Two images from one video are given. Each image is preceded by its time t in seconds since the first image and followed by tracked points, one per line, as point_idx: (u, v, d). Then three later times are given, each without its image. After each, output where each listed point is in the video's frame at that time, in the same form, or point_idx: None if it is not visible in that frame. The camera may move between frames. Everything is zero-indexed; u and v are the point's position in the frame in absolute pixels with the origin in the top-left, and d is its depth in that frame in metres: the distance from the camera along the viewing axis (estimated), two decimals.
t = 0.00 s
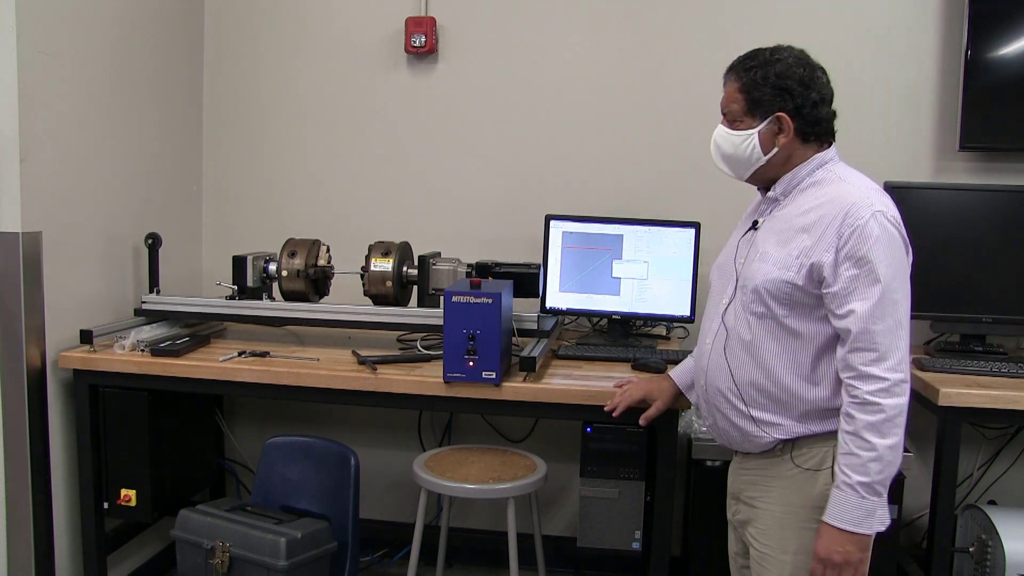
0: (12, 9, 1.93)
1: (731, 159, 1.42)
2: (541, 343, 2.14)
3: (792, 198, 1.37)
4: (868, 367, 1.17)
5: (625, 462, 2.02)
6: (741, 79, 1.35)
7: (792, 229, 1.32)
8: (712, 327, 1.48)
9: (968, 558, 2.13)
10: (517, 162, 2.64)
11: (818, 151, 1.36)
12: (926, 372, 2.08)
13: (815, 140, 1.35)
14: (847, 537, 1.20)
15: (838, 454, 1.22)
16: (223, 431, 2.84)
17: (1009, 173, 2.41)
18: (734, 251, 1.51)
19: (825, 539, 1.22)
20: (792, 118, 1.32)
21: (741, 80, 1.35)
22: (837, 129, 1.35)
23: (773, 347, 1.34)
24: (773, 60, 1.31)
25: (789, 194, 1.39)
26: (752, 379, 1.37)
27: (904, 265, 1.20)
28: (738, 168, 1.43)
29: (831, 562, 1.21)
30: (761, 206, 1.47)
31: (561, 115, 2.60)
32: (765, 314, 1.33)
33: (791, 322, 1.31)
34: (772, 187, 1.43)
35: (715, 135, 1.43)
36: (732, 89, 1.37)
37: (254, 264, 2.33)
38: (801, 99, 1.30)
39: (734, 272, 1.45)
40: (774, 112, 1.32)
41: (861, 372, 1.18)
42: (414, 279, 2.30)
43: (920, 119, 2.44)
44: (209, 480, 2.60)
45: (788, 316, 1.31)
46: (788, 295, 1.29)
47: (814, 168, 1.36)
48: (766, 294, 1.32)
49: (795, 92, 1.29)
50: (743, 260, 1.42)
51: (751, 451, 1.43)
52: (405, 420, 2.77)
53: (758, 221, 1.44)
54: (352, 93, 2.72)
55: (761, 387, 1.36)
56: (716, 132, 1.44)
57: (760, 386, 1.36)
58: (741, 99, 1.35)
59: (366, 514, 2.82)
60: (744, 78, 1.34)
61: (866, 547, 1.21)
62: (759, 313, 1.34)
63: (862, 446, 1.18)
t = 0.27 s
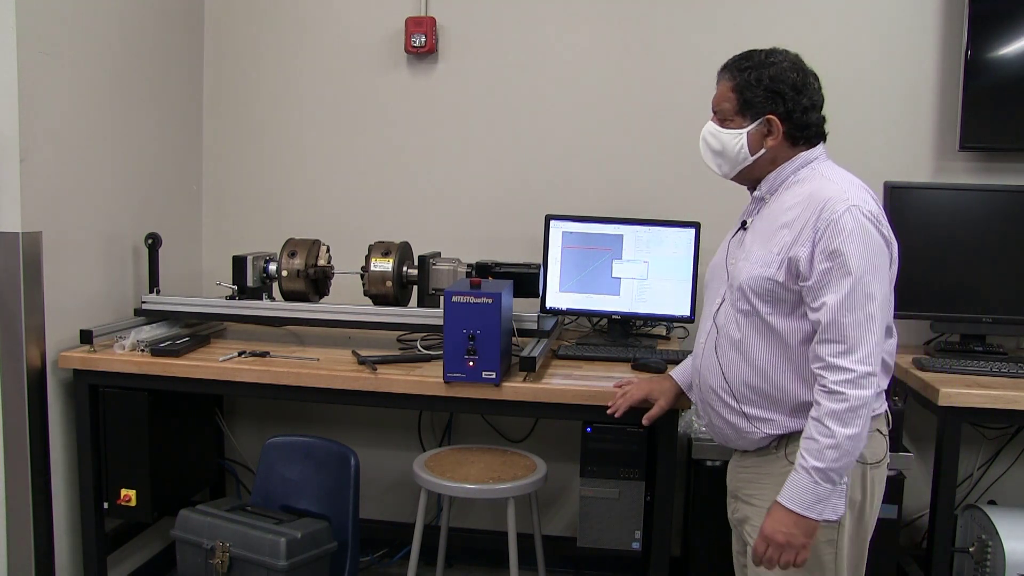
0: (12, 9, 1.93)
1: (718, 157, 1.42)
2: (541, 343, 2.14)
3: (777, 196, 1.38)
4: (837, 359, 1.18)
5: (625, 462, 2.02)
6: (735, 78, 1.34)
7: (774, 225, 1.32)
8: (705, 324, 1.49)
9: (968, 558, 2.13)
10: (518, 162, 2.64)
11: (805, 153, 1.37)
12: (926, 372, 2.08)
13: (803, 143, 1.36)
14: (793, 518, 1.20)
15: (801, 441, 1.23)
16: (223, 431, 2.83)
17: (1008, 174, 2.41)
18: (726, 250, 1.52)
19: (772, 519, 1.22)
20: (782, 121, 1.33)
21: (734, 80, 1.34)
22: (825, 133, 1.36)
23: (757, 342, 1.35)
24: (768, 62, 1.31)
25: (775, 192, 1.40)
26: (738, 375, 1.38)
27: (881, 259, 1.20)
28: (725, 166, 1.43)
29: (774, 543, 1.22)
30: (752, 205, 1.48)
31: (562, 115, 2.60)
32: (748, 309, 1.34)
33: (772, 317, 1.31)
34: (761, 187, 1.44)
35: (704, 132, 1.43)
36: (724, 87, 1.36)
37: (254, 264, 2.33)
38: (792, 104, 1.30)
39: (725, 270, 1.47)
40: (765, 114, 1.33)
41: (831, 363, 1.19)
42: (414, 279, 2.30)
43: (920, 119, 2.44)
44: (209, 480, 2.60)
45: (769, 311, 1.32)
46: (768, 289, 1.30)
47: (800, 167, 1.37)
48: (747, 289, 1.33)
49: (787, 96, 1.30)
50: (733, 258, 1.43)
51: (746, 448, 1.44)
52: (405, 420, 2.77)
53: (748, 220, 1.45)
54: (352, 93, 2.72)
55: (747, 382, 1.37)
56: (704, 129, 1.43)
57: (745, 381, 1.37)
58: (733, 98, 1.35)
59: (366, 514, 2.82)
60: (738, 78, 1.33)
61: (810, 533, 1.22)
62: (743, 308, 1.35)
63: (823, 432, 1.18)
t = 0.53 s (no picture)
0: (12, 9, 1.93)
1: (714, 155, 1.42)
2: (541, 343, 2.14)
3: (769, 194, 1.39)
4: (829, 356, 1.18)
5: (625, 461, 2.02)
6: (735, 77, 1.34)
7: (765, 222, 1.33)
8: (697, 321, 1.50)
9: (968, 558, 2.13)
10: (518, 162, 2.64)
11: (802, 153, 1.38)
12: (926, 372, 2.08)
13: (799, 142, 1.37)
14: (792, 518, 1.20)
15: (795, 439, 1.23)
16: (223, 431, 2.84)
17: (1008, 174, 2.41)
18: (718, 247, 1.52)
19: (772, 519, 1.22)
20: (782, 123, 1.33)
21: (735, 79, 1.33)
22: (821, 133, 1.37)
23: (748, 338, 1.35)
24: (770, 62, 1.30)
25: (767, 189, 1.40)
26: (730, 371, 1.38)
27: (871, 256, 1.20)
28: (720, 164, 1.43)
29: (774, 543, 1.22)
30: (744, 202, 1.49)
31: (562, 115, 2.60)
32: (740, 306, 1.35)
33: (763, 314, 1.32)
34: (753, 184, 1.44)
35: (701, 129, 1.42)
36: (724, 85, 1.35)
37: (254, 264, 2.33)
38: (793, 106, 1.31)
39: (717, 267, 1.47)
40: (765, 115, 1.33)
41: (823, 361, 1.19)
42: (414, 279, 2.30)
43: (920, 119, 2.44)
44: (209, 480, 2.60)
45: (760, 307, 1.32)
46: (759, 287, 1.30)
47: (792, 164, 1.37)
48: (737, 286, 1.34)
49: (787, 97, 1.30)
50: (725, 255, 1.44)
51: (739, 443, 1.44)
52: (406, 420, 2.77)
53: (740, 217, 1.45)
54: (352, 93, 2.72)
55: (739, 378, 1.37)
56: (701, 126, 1.42)
57: (738, 378, 1.38)
58: (733, 96, 1.34)
59: (366, 514, 2.82)
60: (740, 78, 1.33)
61: (811, 532, 1.22)
62: (734, 306, 1.36)
63: (816, 430, 1.18)
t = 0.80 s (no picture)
0: (12, 9, 1.93)
1: (717, 157, 1.42)
2: (541, 343, 2.14)
3: (772, 196, 1.39)
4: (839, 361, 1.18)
5: (625, 462, 2.02)
6: (736, 79, 1.34)
7: (770, 225, 1.33)
8: (697, 321, 1.49)
9: (968, 557, 2.13)
10: (518, 162, 2.64)
11: (803, 155, 1.37)
12: (926, 372, 2.08)
13: (803, 143, 1.36)
14: (814, 526, 1.21)
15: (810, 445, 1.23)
16: (223, 431, 2.84)
17: (1008, 174, 2.42)
18: (718, 248, 1.52)
19: (793, 528, 1.23)
20: (784, 124, 1.33)
21: (736, 81, 1.33)
22: (823, 133, 1.37)
23: (750, 340, 1.35)
24: (770, 63, 1.30)
25: (770, 191, 1.40)
26: (730, 371, 1.38)
27: (878, 261, 1.20)
28: (724, 166, 1.43)
29: (799, 551, 1.22)
30: (745, 203, 1.49)
31: (562, 114, 2.60)
32: (743, 308, 1.34)
33: (767, 316, 1.32)
34: (755, 185, 1.44)
35: (703, 132, 1.42)
36: (725, 87, 1.35)
37: (254, 264, 2.33)
38: (795, 106, 1.30)
39: (717, 268, 1.47)
40: (768, 116, 1.32)
41: (833, 366, 1.19)
42: (414, 279, 2.30)
43: (920, 119, 2.44)
44: (209, 480, 2.60)
45: (764, 310, 1.32)
46: (764, 289, 1.30)
47: (795, 166, 1.38)
48: (742, 287, 1.33)
49: (789, 98, 1.30)
50: (726, 256, 1.44)
51: (735, 444, 1.44)
52: (405, 420, 2.77)
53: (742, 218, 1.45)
54: (352, 93, 2.72)
55: (739, 379, 1.37)
56: (703, 129, 1.43)
57: (738, 379, 1.37)
58: (734, 99, 1.34)
59: (366, 514, 2.82)
60: (740, 80, 1.33)
61: (834, 537, 1.22)
62: (737, 307, 1.36)
63: (832, 438, 1.18)
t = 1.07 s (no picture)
0: (12, 9, 1.93)
1: (718, 159, 1.42)
2: (541, 343, 2.14)
3: (775, 198, 1.39)
4: (845, 365, 1.18)
5: (625, 461, 2.02)
6: (735, 80, 1.33)
7: (773, 227, 1.33)
8: (696, 322, 1.49)
9: (968, 557, 2.13)
10: (518, 162, 2.64)
11: (802, 155, 1.37)
12: (926, 372, 2.08)
13: (804, 143, 1.36)
14: (823, 532, 1.21)
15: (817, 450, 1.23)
16: (223, 431, 2.84)
17: (1008, 173, 2.41)
18: (718, 249, 1.52)
19: (802, 534, 1.23)
20: (784, 124, 1.32)
21: (734, 82, 1.33)
22: (824, 132, 1.36)
23: (752, 342, 1.35)
24: (769, 64, 1.30)
25: (772, 192, 1.40)
26: (731, 373, 1.38)
27: (883, 265, 1.21)
28: (725, 168, 1.43)
29: (808, 557, 1.23)
30: (745, 204, 1.49)
31: (561, 114, 2.60)
32: (745, 310, 1.34)
33: (770, 318, 1.32)
34: (756, 186, 1.44)
35: (703, 133, 1.42)
36: (724, 89, 1.35)
37: (254, 264, 2.33)
38: (794, 106, 1.30)
39: (718, 269, 1.47)
40: (767, 117, 1.32)
41: (839, 370, 1.19)
42: (414, 279, 2.30)
43: (920, 119, 2.44)
44: (209, 480, 2.60)
45: (767, 311, 1.32)
46: (766, 291, 1.30)
47: (798, 168, 1.38)
48: (744, 290, 1.33)
49: (788, 98, 1.29)
50: (727, 257, 1.44)
51: (734, 445, 1.44)
52: (405, 420, 2.77)
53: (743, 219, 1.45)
54: (352, 93, 2.72)
55: (741, 381, 1.37)
56: (703, 131, 1.43)
57: (739, 381, 1.37)
58: (733, 100, 1.34)
59: (366, 514, 2.82)
60: (738, 81, 1.32)
61: (843, 542, 1.22)
62: (740, 309, 1.35)
63: (840, 443, 1.18)
